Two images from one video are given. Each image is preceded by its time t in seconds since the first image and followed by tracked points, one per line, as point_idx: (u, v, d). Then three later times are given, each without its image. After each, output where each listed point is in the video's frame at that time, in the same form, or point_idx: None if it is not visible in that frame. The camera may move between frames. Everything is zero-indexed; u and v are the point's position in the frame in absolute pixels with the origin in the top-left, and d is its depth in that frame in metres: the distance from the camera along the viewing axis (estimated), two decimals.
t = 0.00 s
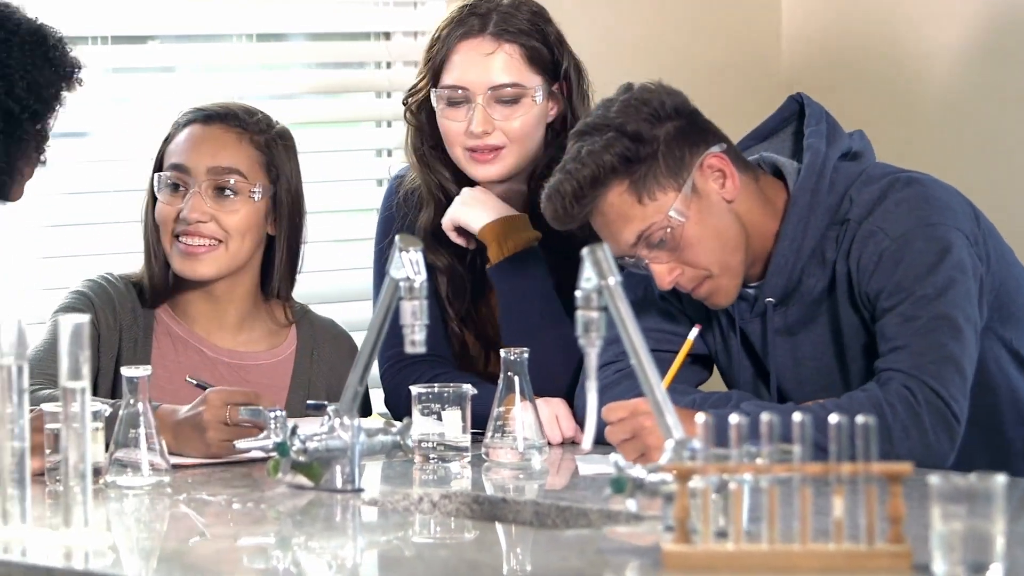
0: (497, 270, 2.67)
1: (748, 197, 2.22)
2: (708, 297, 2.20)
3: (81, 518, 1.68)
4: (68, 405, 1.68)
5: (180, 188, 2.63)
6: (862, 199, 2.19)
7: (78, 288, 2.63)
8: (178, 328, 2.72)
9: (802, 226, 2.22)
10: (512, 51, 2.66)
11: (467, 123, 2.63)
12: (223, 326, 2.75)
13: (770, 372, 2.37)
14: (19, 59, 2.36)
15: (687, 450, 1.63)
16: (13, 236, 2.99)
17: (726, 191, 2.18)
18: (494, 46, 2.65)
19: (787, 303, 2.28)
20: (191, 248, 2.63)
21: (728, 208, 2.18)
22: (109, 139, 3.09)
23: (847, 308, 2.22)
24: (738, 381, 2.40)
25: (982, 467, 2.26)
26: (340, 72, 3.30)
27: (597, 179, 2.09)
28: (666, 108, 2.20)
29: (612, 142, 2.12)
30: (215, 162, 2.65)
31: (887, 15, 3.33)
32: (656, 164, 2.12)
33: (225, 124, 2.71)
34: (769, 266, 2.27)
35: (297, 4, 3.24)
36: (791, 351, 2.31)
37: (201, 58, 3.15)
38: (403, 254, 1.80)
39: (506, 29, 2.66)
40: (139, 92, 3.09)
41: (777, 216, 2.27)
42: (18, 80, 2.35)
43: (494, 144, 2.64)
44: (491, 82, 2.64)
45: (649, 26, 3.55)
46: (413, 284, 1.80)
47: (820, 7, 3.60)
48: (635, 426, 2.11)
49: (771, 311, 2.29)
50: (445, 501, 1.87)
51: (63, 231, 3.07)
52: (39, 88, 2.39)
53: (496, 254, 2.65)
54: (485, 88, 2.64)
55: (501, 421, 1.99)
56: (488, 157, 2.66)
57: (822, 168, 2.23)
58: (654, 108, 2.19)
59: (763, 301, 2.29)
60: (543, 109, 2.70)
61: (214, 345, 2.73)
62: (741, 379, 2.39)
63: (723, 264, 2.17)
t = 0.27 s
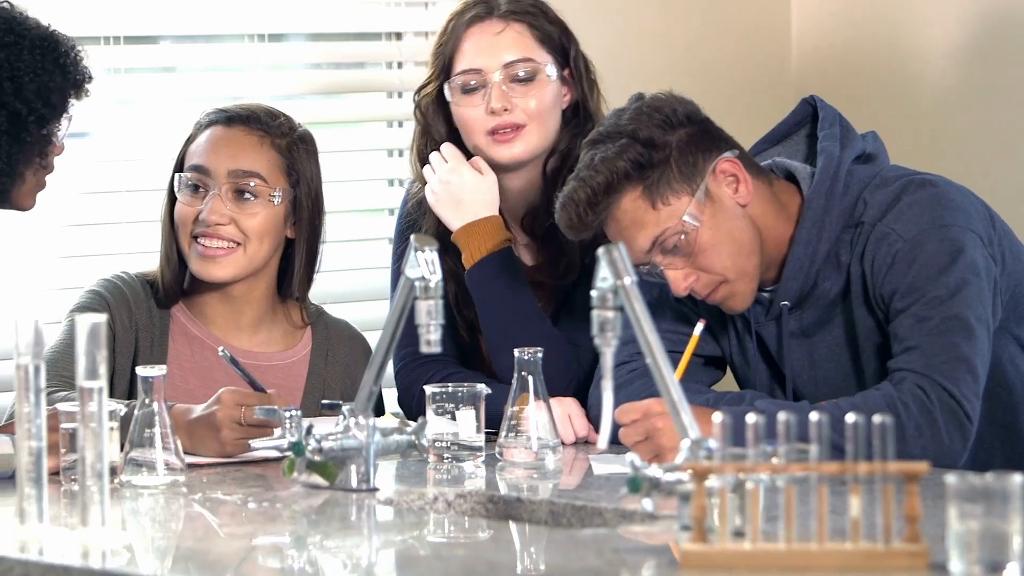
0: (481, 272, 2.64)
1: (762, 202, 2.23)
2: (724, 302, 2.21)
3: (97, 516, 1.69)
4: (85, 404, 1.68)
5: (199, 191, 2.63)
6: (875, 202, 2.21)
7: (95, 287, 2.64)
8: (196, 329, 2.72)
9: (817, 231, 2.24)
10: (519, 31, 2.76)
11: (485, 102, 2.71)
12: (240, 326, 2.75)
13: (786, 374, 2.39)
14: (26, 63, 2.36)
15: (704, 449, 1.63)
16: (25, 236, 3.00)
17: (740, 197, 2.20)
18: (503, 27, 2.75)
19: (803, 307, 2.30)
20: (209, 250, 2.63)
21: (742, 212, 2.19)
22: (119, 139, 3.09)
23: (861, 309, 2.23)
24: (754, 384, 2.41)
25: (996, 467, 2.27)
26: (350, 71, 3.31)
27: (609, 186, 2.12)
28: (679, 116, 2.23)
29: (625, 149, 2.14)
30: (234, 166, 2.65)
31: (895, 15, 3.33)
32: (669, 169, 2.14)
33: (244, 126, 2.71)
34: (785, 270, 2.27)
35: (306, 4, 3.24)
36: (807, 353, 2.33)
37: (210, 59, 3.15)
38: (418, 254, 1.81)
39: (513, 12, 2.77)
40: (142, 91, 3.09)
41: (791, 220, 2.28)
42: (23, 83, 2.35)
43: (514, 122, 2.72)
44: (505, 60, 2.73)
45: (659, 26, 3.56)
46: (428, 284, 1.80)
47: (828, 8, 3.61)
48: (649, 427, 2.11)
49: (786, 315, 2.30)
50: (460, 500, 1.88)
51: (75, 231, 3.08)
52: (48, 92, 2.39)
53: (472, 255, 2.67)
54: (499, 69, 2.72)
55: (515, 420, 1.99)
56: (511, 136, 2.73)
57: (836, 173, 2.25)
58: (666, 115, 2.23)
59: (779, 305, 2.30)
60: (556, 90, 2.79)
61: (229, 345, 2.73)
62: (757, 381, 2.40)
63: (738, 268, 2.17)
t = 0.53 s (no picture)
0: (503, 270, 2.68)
1: (776, 202, 2.24)
2: (737, 302, 2.22)
3: (116, 515, 1.69)
4: (103, 404, 1.69)
5: (228, 192, 2.63)
6: (889, 203, 2.21)
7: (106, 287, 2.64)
8: (212, 330, 2.72)
9: (830, 231, 2.24)
10: (572, 37, 2.76)
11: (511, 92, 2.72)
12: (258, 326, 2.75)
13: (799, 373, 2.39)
14: None
15: (722, 449, 1.63)
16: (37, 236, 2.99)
17: (754, 196, 2.20)
18: (556, 26, 2.76)
19: (815, 307, 2.30)
20: (233, 251, 2.63)
21: (756, 212, 2.20)
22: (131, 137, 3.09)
23: (875, 310, 2.23)
24: (767, 382, 2.42)
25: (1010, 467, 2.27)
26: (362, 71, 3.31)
27: (625, 184, 2.12)
28: (695, 116, 2.24)
29: (639, 148, 2.15)
30: (264, 166, 2.65)
31: (906, 15, 3.34)
32: (683, 168, 2.15)
33: (273, 127, 2.70)
34: (798, 270, 2.27)
35: (318, 3, 3.24)
36: (819, 353, 2.33)
37: (214, 59, 3.14)
38: (435, 253, 1.81)
39: (573, 17, 2.77)
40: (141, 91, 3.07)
41: (804, 220, 2.29)
42: None
43: (531, 121, 2.70)
44: (543, 58, 2.73)
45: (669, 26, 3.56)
46: (445, 284, 1.81)
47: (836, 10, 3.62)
48: (662, 424, 2.11)
49: (799, 315, 2.30)
50: (476, 500, 1.88)
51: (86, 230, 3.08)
52: (16, 74, 2.28)
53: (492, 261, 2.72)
54: (535, 65, 2.73)
55: (529, 420, 2.00)
56: (525, 133, 2.71)
57: (849, 172, 2.25)
58: (680, 115, 2.24)
59: (792, 305, 2.30)
60: (592, 103, 2.76)
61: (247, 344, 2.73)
62: (769, 380, 2.40)
63: (752, 267, 2.18)
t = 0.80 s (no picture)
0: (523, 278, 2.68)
1: (785, 200, 2.24)
2: (743, 300, 2.21)
3: (135, 515, 1.69)
4: (123, 402, 1.69)
5: (257, 194, 2.63)
6: (899, 202, 2.21)
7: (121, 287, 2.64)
8: (227, 330, 2.72)
9: (839, 230, 2.23)
10: (598, 55, 2.66)
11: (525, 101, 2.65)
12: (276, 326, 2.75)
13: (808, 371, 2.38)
14: (18, 51, 2.23)
15: (740, 448, 1.64)
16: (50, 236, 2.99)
17: (763, 194, 2.20)
18: (584, 42, 2.67)
19: (824, 306, 2.29)
20: (262, 253, 2.64)
21: (765, 210, 2.20)
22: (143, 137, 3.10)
23: (885, 309, 2.22)
24: (774, 380, 2.42)
25: None
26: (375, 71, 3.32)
27: (635, 181, 2.10)
28: (704, 114, 2.24)
29: (649, 145, 2.14)
30: (294, 169, 2.65)
31: (918, 15, 3.34)
32: (693, 165, 2.14)
33: (300, 128, 2.71)
34: (806, 268, 2.27)
35: (330, 3, 3.24)
36: (827, 352, 2.32)
37: (213, 59, 3.13)
38: (452, 253, 1.81)
39: (605, 34, 2.67)
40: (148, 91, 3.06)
41: (813, 219, 2.28)
42: (9, 69, 2.22)
43: (536, 132, 2.63)
44: (563, 74, 2.65)
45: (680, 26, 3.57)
46: (463, 284, 1.81)
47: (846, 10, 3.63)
48: (675, 423, 2.11)
49: (807, 313, 2.29)
50: (493, 499, 1.88)
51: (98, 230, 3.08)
52: (38, 79, 2.23)
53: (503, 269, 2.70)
54: (555, 77, 2.65)
55: (544, 420, 2.00)
56: (532, 143, 2.63)
57: (859, 171, 2.25)
58: (690, 113, 2.23)
59: (800, 304, 2.29)
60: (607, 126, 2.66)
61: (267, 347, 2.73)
62: (776, 377, 2.40)
63: (760, 265, 2.17)
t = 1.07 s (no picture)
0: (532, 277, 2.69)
1: (792, 198, 2.23)
2: (749, 299, 2.20)
3: (149, 514, 1.70)
4: (137, 402, 1.69)
5: (288, 209, 2.60)
6: (907, 201, 2.20)
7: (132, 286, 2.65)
8: (240, 330, 2.74)
9: (846, 228, 2.23)
10: (610, 60, 2.65)
11: (542, 111, 2.65)
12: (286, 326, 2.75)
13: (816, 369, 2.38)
14: (33, 54, 2.23)
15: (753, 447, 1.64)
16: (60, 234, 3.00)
17: (770, 193, 2.19)
18: (593, 47, 2.65)
19: (831, 304, 2.29)
20: (295, 264, 2.64)
21: (772, 208, 2.19)
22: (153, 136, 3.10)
23: (892, 308, 2.22)
24: (781, 377, 2.41)
25: None
26: (385, 71, 3.32)
27: (642, 180, 2.09)
28: (712, 112, 2.22)
29: (656, 144, 2.12)
30: (320, 181, 2.61)
31: (927, 15, 3.34)
32: (699, 164, 2.13)
33: (312, 136, 2.67)
34: (814, 266, 2.26)
35: (340, 3, 3.25)
36: (834, 350, 2.32)
37: (214, 59, 3.13)
38: (466, 252, 1.82)
39: (613, 38, 2.65)
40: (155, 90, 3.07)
41: (820, 217, 2.28)
42: (23, 72, 2.22)
43: (553, 141, 2.64)
44: (576, 81, 2.64)
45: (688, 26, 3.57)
46: (475, 283, 1.81)
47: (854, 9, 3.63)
48: (683, 421, 2.11)
49: (814, 311, 2.29)
50: (505, 498, 1.89)
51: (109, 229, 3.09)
52: (52, 82, 2.23)
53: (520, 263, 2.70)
54: (568, 83, 2.64)
55: (555, 419, 2.00)
56: (549, 152, 2.65)
57: (866, 170, 2.24)
58: (697, 111, 2.21)
59: (806, 302, 2.29)
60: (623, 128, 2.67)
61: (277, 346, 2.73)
62: (783, 374, 2.39)
63: (768, 263, 2.16)
